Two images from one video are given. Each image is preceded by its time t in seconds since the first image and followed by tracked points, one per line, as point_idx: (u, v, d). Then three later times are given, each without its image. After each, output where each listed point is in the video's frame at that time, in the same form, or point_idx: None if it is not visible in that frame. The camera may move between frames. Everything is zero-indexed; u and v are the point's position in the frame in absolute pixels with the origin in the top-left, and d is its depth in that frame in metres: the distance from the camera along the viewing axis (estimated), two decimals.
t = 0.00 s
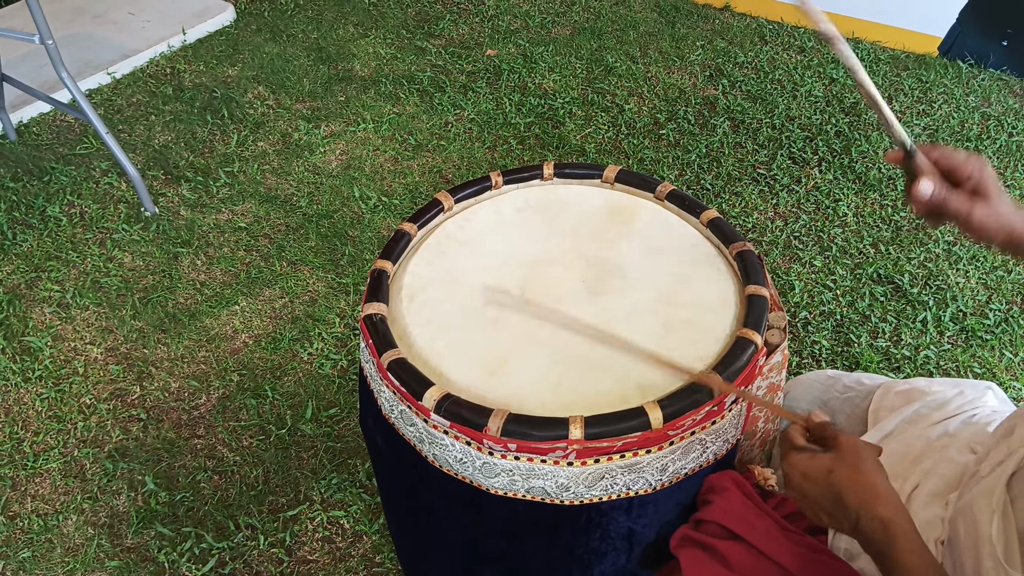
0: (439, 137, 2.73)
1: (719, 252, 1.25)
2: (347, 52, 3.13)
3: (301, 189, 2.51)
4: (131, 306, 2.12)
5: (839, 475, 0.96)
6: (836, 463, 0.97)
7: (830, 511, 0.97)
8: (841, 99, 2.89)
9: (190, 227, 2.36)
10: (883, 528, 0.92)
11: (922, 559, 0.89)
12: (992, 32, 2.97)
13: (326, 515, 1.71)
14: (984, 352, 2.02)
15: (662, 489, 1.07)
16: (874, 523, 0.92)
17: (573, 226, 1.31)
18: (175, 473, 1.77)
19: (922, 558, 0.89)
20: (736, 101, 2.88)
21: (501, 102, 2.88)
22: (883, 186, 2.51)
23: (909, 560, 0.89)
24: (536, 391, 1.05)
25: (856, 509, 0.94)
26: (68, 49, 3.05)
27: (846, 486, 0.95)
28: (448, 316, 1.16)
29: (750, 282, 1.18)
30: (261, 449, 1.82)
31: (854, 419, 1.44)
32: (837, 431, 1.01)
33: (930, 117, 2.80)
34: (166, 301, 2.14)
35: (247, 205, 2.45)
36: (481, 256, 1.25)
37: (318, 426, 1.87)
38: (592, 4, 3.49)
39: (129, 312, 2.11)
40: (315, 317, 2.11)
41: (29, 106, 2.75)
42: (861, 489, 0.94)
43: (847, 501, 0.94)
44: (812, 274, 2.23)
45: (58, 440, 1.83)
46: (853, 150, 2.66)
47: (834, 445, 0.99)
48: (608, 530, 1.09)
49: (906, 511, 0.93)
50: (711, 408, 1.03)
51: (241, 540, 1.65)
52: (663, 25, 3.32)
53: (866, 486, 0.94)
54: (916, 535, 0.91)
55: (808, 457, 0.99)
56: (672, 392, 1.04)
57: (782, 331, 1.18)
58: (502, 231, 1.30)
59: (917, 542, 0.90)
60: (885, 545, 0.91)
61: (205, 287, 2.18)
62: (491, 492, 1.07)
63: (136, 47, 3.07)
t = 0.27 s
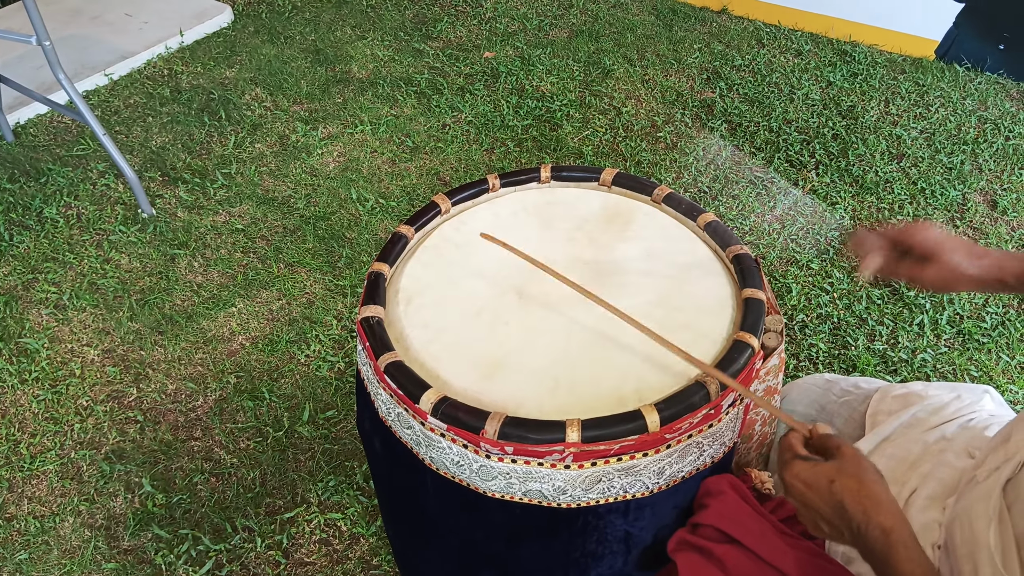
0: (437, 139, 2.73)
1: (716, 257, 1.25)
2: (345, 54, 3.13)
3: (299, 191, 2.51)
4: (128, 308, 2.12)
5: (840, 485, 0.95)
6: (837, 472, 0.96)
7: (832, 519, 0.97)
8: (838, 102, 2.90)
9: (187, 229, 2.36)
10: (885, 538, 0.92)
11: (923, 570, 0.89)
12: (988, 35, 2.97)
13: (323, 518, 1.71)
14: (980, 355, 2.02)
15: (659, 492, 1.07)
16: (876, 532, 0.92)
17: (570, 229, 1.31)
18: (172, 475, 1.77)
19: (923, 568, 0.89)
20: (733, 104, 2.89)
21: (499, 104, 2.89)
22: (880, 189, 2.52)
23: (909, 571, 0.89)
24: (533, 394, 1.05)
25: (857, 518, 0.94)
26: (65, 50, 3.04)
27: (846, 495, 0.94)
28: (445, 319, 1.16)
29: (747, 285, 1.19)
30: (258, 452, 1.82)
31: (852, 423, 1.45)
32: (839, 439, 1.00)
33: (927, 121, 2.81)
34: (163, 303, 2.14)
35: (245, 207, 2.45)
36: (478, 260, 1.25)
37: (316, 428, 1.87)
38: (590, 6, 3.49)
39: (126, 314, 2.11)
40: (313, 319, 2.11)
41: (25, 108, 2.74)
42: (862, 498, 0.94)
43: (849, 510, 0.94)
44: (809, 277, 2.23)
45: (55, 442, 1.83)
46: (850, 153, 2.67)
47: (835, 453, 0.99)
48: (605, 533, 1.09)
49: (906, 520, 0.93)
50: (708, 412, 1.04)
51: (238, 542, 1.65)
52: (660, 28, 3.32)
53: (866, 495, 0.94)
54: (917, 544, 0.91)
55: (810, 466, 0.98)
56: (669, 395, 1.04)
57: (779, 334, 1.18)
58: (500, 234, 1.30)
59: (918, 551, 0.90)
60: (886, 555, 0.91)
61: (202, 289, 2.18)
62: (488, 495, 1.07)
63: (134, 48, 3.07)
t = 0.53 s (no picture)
0: (440, 139, 2.73)
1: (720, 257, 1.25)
2: (348, 54, 3.13)
3: (302, 190, 2.51)
4: (132, 308, 2.13)
5: (838, 476, 0.96)
6: (836, 464, 0.98)
7: (829, 513, 0.97)
8: (842, 101, 2.90)
9: (190, 229, 2.37)
10: (882, 529, 0.92)
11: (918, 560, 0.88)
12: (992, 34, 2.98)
13: (327, 517, 1.71)
14: (984, 355, 2.02)
15: (663, 491, 1.07)
16: (871, 523, 0.92)
17: (574, 229, 1.31)
18: (176, 474, 1.77)
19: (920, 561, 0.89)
20: (737, 104, 2.88)
21: (502, 104, 2.89)
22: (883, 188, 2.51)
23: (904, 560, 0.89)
24: (536, 393, 1.05)
25: (852, 509, 0.94)
26: (69, 50, 3.05)
27: (844, 486, 0.95)
28: (449, 319, 1.16)
29: (750, 285, 1.19)
30: (261, 451, 1.82)
31: (855, 422, 1.44)
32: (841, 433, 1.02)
33: (931, 120, 2.80)
34: (167, 303, 2.14)
35: (248, 207, 2.45)
36: (481, 260, 1.25)
37: (319, 428, 1.87)
38: (592, 6, 3.49)
39: (129, 314, 2.11)
40: (316, 319, 2.11)
41: (29, 108, 2.75)
42: (858, 489, 0.94)
43: (845, 499, 0.94)
44: (812, 277, 2.23)
45: (59, 442, 1.83)
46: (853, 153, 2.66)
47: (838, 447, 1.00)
48: (609, 532, 1.10)
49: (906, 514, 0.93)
50: (712, 411, 1.03)
51: (242, 541, 1.66)
52: (663, 28, 3.32)
53: (864, 486, 0.94)
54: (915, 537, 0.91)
55: (813, 458, 1.00)
56: (672, 395, 1.04)
57: (782, 333, 1.18)
58: (503, 234, 1.30)
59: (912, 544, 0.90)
60: (882, 546, 0.91)
61: (206, 289, 2.19)
62: (492, 494, 1.07)
63: (137, 48, 3.08)
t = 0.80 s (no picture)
0: (439, 137, 2.73)
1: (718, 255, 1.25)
2: (346, 52, 3.13)
3: (300, 189, 2.51)
4: (130, 306, 2.12)
5: (850, 469, 0.95)
6: (847, 457, 0.97)
7: (835, 505, 0.96)
8: (840, 100, 2.90)
9: (188, 228, 2.36)
10: (893, 524, 0.92)
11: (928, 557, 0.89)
12: (991, 33, 2.98)
13: (325, 515, 1.71)
14: (982, 353, 2.02)
15: (660, 488, 1.07)
16: (882, 518, 0.92)
17: (572, 226, 1.31)
18: (173, 473, 1.77)
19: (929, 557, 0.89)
20: (735, 102, 2.88)
21: (501, 103, 2.89)
22: (881, 187, 2.51)
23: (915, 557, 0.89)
24: (534, 391, 1.05)
25: (864, 502, 0.93)
26: (67, 49, 3.05)
27: (856, 480, 0.94)
28: (447, 316, 1.16)
29: (749, 282, 1.19)
30: (259, 449, 1.82)
31: (853, 420, 1.45)
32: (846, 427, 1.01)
33: (929, 118, 2.81)
34: (165, 301, 2.14)
35: (246, 205, 2.45)
36: (480, 257, 1.25)
37: (317, 426, 1.87)
38: (591, 5, 3.49)
39: (127, 312, 2.11)
40: (314, 317, 2.11)
41: (27, 106, 2.74)
42: (871, 483, 0.94)
43: (857, 492, 0.94)
44: (810, 275, 2.23)
45: (57, 440, 1.83)
46: (851, 151, 2.66)
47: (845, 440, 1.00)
48: (607, 529, 1.10)
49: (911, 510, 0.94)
50: (710, 408, 1.03)
51: (240, 539, 1.65)
52: (662, 26, 3.32)
53: (877, 481, 0.94)
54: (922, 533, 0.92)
55: (820, 449, 0.99)
56: (671, 392, 1.04)
57: (780, 331, 1.18)
58: (502, 231, 1.30)
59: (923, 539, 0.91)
60: (893, 541, 0.91)
61: (204, 287, 2.18)
62: (489, 492, 1.07)
63: (135, 47, 3.07)
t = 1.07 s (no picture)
0: (437, 135, 2.72)
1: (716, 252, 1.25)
2: (344, 49, 3.12)
3: (298, 186, 2.51)
4: (127, 304, 2.12)
5: (844, 473, 0.96)
6: (840, 460, 0.97)
7: (830, 508, 0.96)
8: (838, 97, 2.90)
9: (185, 225, 2.36)
10: (887, 528, 0.92)
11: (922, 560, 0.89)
12: (988, 30, 2.98)
13: (323, 513, 1.71)
14: (980, 350, 2.02)
15: (658, 485, 1.07)
16: (877, 521, 0.92)
17: (569, 223, 1.31)
18: (171, 470, 1.77)
19: (924, 558, 0.89)
20: (733, 100, 2.88)
21: (498, 100, 2.88)
22: (879, 184, 2.51)
23: (910, 559, 0.89)
24: (532, 388, 1.05)
25: (858, 506, 0.94)
26: (63, 46, 3.04)
27: (850, 483, 0.95)
28: (445, 313, 1.16)
29: (746, 279, 1.19)
30: (257, 447, 1.82)
31: (851, 417, 1.45)
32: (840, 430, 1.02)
33: (927, 115, 2.81)
34: (162, 299, 2.14)
35: (243, 203, 2.44)
36: (477, 255, 1.25)
37: (315, 424, 1.87)
38: (589, 2, 3.48)
39: (125, 310, 2.10)
40: (311, 315, 2.11)
41: (23, 104, 2.74)
42: (865, 487, 0.94)
43: (849, 497, 0.94)
44: (808, 272, 2.23)
45: (54, 438, 1.83)
46: (849, 148, 2.66)
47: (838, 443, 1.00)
48: (605, 526, 1.10)
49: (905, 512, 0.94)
50: (708, 405, 1.03)
51: (238, 537, 1.65)
52: (660, 23, 3.32)
53: (870, 484, 0.94)
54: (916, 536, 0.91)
55: (812, 453, 0.99)
56: (669, 389, 1.04)
57: (778, 328, 1.18)
58: (499, 229, 1.30)
59: (918, 542, 0.91)
60: (887, 544, 0.91)
61: (201, 285, 2.18)
62: (488, 489, 1.07)
63: (132, 44, 3.06)
